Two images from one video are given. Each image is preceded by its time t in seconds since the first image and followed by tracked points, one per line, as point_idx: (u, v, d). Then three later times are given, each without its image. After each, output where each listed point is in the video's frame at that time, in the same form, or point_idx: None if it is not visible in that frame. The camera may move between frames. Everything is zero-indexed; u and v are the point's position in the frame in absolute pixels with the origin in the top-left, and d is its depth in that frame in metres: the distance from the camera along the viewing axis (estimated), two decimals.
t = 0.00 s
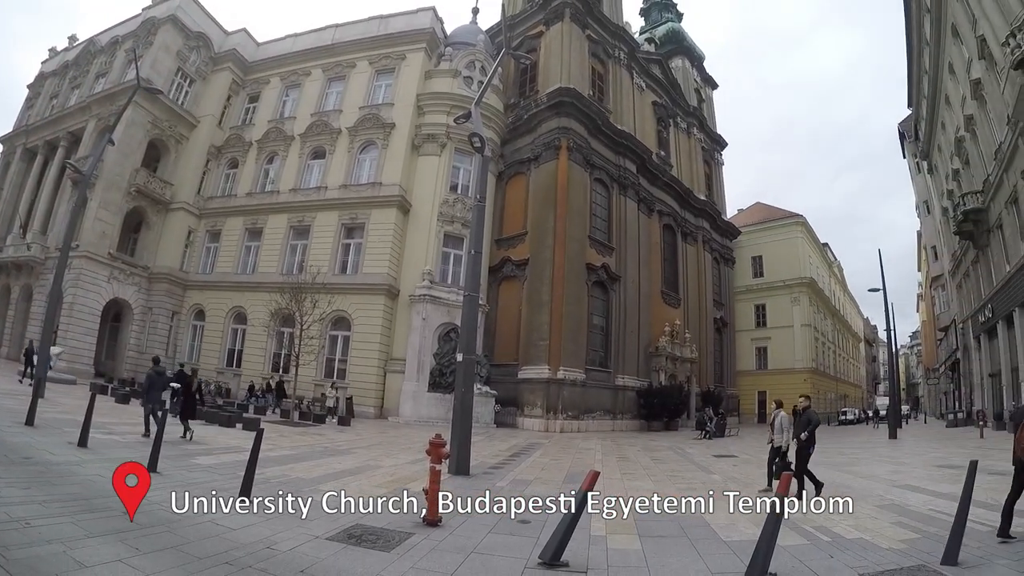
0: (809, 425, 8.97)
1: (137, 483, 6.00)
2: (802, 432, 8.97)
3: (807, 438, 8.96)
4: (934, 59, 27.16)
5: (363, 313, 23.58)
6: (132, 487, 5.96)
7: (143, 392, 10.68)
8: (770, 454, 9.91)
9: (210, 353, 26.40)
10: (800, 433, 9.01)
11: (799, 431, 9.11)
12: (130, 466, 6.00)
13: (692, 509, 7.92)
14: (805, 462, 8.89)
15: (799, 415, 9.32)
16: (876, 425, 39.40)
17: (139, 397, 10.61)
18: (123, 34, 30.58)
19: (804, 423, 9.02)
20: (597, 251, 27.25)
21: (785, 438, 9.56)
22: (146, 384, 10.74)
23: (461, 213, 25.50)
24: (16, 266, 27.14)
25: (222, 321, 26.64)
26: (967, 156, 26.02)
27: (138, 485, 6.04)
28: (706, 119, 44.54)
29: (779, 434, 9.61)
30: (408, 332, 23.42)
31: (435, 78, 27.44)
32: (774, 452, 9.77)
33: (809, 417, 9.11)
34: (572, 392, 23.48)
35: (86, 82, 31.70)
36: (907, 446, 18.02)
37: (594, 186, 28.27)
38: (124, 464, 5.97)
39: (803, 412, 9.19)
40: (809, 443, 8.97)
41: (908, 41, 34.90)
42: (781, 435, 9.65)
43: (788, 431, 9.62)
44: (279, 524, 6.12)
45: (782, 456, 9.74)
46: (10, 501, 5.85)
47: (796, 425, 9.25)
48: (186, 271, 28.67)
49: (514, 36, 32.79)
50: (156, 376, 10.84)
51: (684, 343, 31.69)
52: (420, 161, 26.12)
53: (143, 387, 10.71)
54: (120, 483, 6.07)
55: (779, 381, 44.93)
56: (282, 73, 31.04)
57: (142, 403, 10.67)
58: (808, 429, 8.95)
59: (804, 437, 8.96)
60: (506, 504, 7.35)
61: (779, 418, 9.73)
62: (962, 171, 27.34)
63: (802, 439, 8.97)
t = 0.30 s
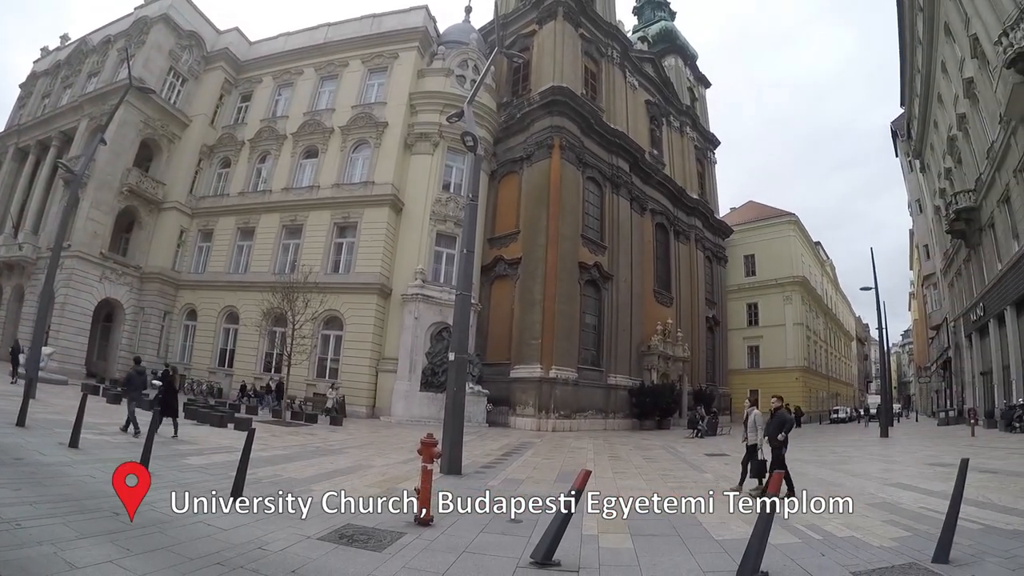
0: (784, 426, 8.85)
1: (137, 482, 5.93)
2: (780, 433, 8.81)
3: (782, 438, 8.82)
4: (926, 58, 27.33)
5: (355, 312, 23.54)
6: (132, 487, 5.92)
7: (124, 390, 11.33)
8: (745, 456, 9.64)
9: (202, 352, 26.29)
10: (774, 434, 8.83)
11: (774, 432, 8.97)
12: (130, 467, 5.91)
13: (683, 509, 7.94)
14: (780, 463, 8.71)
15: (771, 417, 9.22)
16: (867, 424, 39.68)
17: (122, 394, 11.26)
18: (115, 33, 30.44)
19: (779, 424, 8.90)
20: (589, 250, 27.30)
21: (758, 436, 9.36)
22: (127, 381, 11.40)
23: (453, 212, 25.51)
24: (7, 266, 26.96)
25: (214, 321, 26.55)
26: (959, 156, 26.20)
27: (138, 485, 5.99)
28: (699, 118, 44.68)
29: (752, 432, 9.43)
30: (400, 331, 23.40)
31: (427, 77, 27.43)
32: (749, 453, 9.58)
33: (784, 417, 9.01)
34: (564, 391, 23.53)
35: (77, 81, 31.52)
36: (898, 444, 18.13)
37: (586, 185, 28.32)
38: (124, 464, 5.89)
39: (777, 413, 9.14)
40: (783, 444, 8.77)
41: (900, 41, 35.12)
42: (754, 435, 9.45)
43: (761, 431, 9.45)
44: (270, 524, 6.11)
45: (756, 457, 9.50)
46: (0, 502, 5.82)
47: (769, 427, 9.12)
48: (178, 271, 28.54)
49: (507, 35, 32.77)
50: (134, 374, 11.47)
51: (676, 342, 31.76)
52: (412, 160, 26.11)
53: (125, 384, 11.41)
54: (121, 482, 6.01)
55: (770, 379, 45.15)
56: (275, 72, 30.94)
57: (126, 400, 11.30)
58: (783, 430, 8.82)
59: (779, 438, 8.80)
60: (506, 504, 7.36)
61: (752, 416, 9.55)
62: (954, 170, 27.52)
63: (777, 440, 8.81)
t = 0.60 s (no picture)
0: (750, 425, 8.72)
1: (139, 483, 5.77)
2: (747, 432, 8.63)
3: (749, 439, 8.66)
4: (918, 61, 27.54)
5: (346, 311, 23.49)
6: (133, 487, 5.76)
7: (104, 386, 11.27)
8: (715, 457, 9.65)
9: (193, 352, 26.17)
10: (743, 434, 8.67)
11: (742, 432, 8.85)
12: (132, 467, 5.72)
13: (674, 509, 7.97)
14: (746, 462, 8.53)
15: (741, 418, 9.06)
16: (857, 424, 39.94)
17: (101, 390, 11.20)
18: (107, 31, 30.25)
19: (746, 423, 8.76)
20: (581, 250, 27.35)
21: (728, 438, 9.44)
22: (107, 378, 11.35)
23: (445, 212, 25.49)
24: None
25: (205, 320, 26.42)
26: (950, 158, 26.40)
27: (139, 484, 5.82)
28: (691, 119, 44.83)
29: (722, 433, 9.52)
30: (391, 331, 23.37)
31: (420, 77, 27.38)
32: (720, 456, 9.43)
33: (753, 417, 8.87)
34: (555, 392, 23.56)
35: (69, 78, 31.31)
36: (889, 444, 18.23)
37: (578, 185, 28.37)
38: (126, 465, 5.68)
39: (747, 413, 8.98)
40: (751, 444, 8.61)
41: (893, 43, 35.34)
42: (724, 437, 9.53)
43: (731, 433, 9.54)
44: (260, 525, 6.10)
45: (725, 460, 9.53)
46: None
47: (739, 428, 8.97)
48: (168, 270, 28.34)
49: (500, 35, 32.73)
50: (116, 370, 11.49)
51: (667, 342, 31.88)
52: (404, 160, 26.07)
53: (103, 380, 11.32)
54: (121, 480, 5.82)
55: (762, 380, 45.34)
56: (267, 70, 30.81)
57: (103, 396, 11.31)
58: (749, 429, 8.68)
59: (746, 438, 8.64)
60: (506, 504, 7.43)
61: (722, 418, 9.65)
62: (945, 171, 27.72)
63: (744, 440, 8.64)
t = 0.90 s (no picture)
0: (716, 432, 8.63)
1: (139, 482, 5.68)
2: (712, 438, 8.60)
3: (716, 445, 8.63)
4: (906, 65, 27.85)
5: (334, 312, 23.42)
6: (134, 487, 5.70)
7: (79, 386, 11.46)
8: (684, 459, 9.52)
9: (180, 353, 25.99)
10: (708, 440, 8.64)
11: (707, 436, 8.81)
12: (133, 469, 5.62)
13: (664, 511, 7.98)
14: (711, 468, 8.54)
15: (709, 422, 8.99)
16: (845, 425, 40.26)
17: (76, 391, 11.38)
18: (96, 28, 30.01)
19: (711, 430, 8.66)
20: (570, 252, 27.41)
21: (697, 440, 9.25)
22: (83, 380, 11.53)
23: (434, 213, 25.49)
24: None
25: (192, 321, 26.25)
26: (938, 161, 26.69)
27: (140, 483, 5.74)
28: (680, 122, 45.09)
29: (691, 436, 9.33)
30: (380, 333, 23.31)
31: (410, 77, 27.35)
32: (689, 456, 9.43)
33: (717, 422, 8.77)
34: (544, 393, 23.57)
35: (57, 75, 31.02)
36: (877, 445, 18.38)
37: (567, 187, 28.44)
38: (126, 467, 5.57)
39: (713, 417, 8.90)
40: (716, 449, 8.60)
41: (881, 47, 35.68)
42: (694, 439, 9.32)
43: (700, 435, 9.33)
44: (248, 529, 6.06)
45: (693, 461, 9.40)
46: None
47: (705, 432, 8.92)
48: (156, 271, 28.15)
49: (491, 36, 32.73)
50: (91, 371, 11.66)
51: (656, 344, 32.02)
52: (393, 161, 26.02)
53: (78, 382, 11.50)
54: (122, 479, 5.73)
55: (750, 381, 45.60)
56: (256, 69, 30.68)
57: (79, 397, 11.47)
58: (714, 436, 8.60)
59: (711, 444, 8.62)
60: (505, 504, 7.62)
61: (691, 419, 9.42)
62: (932, 175, 28.02)
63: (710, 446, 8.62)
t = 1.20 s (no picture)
0: (681, 432, 8.69)
1: (139, 482, 5.74)
2: (676, 438, 8.64)
3: (681, 445, 8.67)
4: (893, 69, 28.16)
5: (322, 317, 23.36)
6: (135, 486, 5.76)
7: (57, 388, 11.96)
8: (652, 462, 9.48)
9: (168, 359, 25.81)
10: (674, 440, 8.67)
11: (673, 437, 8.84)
12: (132, 468, 5.69)
13: (653, 513, 8.02)
14: (677, 469, 8.54)
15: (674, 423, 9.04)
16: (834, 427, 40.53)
17: (54, 392, 11.83)
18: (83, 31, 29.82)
19: (677, 430, 8.73)
20: (558, 256, 27.48)
21: (663, 443, 9.22)
22: (61, 382, 12.08)
23: (422, 217, 25.54)
24: None
25: (180, 326, 26.08)
26: (924, 165, 26.97)
27: (139, 482, 5.79)
28: (668, 127, 45.39)
29: (657, 439, 9.30)
30: (368, 337, 23.29)
31: (398, 82, 27.38)
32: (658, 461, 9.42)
33: (683, 423, 8.85)
34: (534, 398, 23.57)
35: (44, 78, 30.79)
36: (866, 447, 18.51)
37: (555, 191, 28.54)
38: (126, 465, 5.65)
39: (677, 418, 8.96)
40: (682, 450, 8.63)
41: (868, 52, 36.03)
42: (660, 442, 9.27)
43: (667, 437, 9.29)
44: (237, 534, 6.03)
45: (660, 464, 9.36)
46: None
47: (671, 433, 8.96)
48: (143, 275, 28.01)
49: (479, 41, 32.83)
50: (69, 374, 12.18)
51: (645, 348, 32.12)
52: (381, 166, 26.03)
53: (58, 384, 12.05)
54: (122, 478, 5.79)
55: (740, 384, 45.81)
56: (244, 74, 30.61)
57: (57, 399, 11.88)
58: (680, 436, 8.65)
59: (677, 444, 8.64)
60: (505, 504, 8.03)
61: (656, 422, 9.42)
62: (919, 178, 28.30)
63: (676, 446, 8.65)
